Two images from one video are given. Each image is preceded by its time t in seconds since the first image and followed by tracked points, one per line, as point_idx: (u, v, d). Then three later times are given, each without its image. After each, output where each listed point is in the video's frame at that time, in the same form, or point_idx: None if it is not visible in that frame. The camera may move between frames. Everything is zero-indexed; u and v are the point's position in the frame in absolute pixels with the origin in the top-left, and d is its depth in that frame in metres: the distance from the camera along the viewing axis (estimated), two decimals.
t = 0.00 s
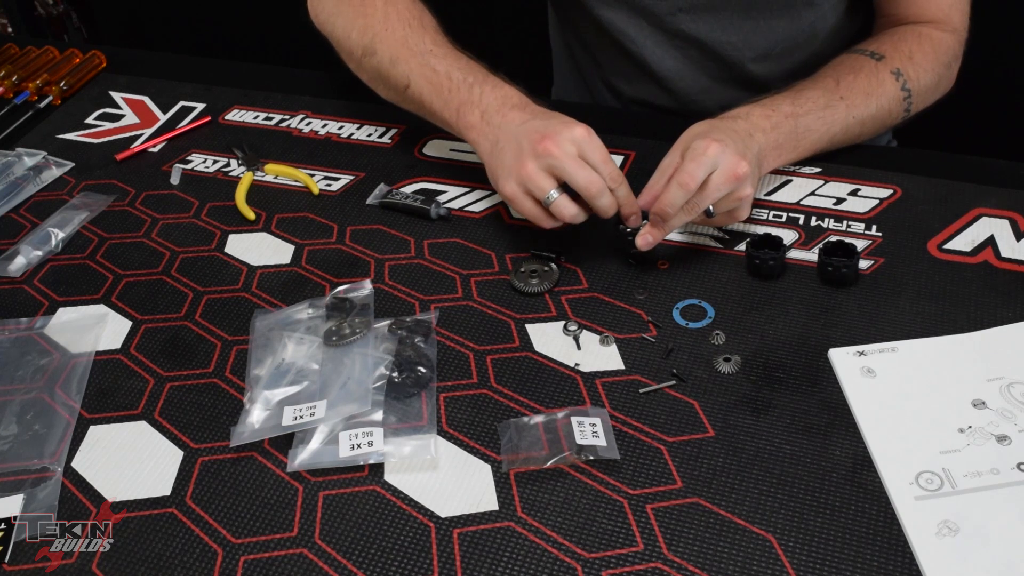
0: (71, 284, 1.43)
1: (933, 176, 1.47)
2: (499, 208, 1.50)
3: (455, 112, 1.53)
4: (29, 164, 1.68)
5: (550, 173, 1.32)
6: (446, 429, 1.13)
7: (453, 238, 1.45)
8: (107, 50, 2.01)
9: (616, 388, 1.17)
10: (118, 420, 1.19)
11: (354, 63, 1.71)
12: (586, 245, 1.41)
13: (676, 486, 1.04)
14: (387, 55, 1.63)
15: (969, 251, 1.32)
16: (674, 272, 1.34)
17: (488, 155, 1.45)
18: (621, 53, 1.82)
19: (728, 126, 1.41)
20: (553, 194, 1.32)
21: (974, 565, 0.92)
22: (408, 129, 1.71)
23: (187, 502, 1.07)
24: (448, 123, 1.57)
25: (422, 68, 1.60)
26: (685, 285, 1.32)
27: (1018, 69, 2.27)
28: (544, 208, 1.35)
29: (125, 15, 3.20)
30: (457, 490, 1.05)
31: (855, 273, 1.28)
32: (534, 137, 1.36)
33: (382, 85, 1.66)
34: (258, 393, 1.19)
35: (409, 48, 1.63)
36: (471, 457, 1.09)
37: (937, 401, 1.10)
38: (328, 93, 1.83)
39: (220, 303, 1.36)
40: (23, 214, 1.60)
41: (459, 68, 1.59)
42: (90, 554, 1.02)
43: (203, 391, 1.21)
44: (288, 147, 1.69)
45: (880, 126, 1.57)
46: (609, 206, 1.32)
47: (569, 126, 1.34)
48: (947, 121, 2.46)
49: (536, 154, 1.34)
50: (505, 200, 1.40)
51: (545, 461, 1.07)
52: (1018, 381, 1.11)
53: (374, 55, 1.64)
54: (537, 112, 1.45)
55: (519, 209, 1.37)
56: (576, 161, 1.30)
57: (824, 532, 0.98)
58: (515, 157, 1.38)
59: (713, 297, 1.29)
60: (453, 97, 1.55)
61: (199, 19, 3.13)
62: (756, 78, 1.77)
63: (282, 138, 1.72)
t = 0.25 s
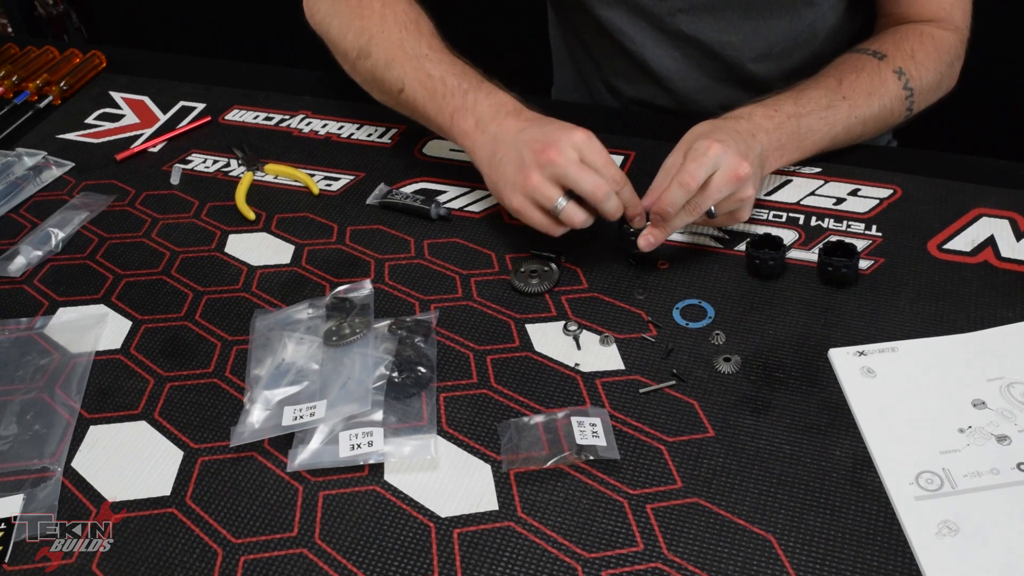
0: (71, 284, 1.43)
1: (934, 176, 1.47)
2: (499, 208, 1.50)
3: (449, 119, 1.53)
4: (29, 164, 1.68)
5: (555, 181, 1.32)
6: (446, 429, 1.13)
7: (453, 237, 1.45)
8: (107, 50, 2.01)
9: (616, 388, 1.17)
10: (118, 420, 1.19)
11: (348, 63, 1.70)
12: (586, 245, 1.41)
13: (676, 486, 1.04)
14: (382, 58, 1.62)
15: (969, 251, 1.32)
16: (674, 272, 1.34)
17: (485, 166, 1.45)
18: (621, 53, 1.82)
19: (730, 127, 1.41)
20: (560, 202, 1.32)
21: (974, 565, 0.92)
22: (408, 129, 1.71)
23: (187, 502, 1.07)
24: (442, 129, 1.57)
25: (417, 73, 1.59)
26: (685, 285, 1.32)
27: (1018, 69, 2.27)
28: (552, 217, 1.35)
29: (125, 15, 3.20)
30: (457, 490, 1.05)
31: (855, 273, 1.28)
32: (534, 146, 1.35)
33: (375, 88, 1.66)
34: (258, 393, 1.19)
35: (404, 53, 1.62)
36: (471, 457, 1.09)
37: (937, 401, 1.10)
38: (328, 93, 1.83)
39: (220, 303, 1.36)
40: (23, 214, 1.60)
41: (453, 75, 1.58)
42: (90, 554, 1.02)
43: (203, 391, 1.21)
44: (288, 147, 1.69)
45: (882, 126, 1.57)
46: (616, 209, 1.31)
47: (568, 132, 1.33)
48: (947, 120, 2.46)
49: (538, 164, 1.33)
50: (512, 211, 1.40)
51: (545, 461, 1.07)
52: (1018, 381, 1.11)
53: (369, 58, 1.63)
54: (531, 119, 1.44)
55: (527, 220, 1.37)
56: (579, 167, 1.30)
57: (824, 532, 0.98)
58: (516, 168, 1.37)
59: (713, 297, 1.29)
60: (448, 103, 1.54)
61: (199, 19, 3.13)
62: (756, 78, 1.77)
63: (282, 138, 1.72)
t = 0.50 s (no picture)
0: (71, 284, 1.43)
1: (933, 176, 1.47)
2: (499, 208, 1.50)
3: (412, 123, 1.50)
4: (29, 164, 1.68)
5: (527, 185, 1.29)
6: (446, 429, 1.13)
7: (453, 237, 1.45)
8: (107, 50, 2.01)
9: (616, 388, 1.17)
10: (118, 420, 1.19)
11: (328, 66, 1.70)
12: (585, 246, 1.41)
13: (676, 486, 1.04)
14: (353, 60, 1.62)
15: (969, 251, 1.32)
16: (674, 272, 1.34)
17: (452, 174, 1.42)
18: (620, 53, 1.82)
19: (734, 130, 1.40)
20: (537, 206, 1.29)
21: (974, 565, 0.92)
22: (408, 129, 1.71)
23: (187, 502, 1.07)
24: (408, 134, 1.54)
25: (384, 75, 1.57)
26: (684, 285, 1.32)
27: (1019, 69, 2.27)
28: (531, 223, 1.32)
29: (125, 16, 3.20)
30: (457, 490, 1.05)
31: (855, 273, 1.28)
32: (503, 151, 1.33)
33: (350, 91, 1.65)
34: (258, 393, 1.19)
35: (376, 54, 1.61)
36: (471, 457, 1.09)
37: (937, 401, 1.10)
38: (328, 93, 1.83)
39: (220, 303, 1.36)
40: (23, 214, 1.60)
41: (421, 79, 1.56)
42: (90, 554, 1.02)
43: (203, 391, 1.21)
44: (288, 147, 1.69)
45: (883, 126, 1.57)
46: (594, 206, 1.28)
47: (537, 134, 1.31)
48: (947, 120, 2.46)
49: (508, 169, 1.31)
50: (490, 219, 1.38)
51: (545, 461, 1.07)
52: (1018, 380, 1.11)
53: (342, 59, 1.64)
54: (496, 124, 1.42)
55: (509, 227, 1.35)
56: (550, 169, 1.27)
57: (825, 532, 0.98)
58: (486, 175, 1.35)
59: (713, 297, 1.29)
60: (412, 108, 1.52)
61: (199, 19, 3.13)
62: (756, 79, 1.77)
63: (283, 138, 1.72)
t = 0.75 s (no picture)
0: (71, 284, 1.43)
1: (933, 176, 1.47)
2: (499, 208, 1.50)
3: (424, 133, 1.48)
4: (29, 164, 1.68)
5: (561, 196, 1.29)
6: (446, 429, 1.13)
7: (453, 237, 1.45)
8: (107, 50, 2.01)
9: (616, 388, 1.17)
10: (118, 420, 1.19)
11: (324, 74, 1.65)
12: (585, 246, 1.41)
13: (676, 486, 1.04)
14: (358, 68, 1.58)
15: (969, 251, 1.32)
16: (674, 272, 1.34)
17: (470, 183, 1.40)
18: (620, 53, 1.82)
19: (733, 130, 1.41)
20: (570, 218, 1.29)
21: (973, 565, 0.92)
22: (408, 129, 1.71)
23: (187, 502, 1.07)
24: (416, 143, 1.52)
25: (393, 85, 1.55)
26: (684, 285, 1.32)
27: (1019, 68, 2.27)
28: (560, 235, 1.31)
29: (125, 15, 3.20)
30: (457, 490, 1.05)
31: (855, 273, 1.28)
32: (534, 160, 1.33)
33: (350, 99, 1.61)
34: (258, 393, 1.19)
35: (381, 63, 1.58)
36: (471, 457, 1.09)
37: (937, 401, 1.10)
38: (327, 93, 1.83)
39: (220, 302, 1.36)
40: (23, 214, 1.60)
41: (431, 89, 1.55)
42: (90, 554, 1.02)
43: (203, 391, 1.21)
44: (288, 147, 1.69)
45: (881, 126, 1.57)
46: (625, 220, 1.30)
47: (568, 146, 1.32)
48: (946, 120, 2.46)
49: (541, 178, 1.30)
50: (511, 229, 1.36)
51: (545, 461, 1.07)
52: (1018, 380, 1.11)
53: (346, 67, 1.59)
54: (514, 134, 1.42)
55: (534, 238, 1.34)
56: (586, 181, 1.28)
57: (825, 532, 0.98)
58: (513, 185, 1.34)
59: (713, 297, 1.29)
60: (423, 117, 1.50)
61: (198, 19, 3.13)
62: (755, 79, 1.77)
63: (282, 138, 1.72)
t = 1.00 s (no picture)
0: (71, 284, 1.43)
1: (933, 176, 1.47)
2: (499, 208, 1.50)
3: (425, 125, 1.48)
4: (29, 164, 1.68)
5: (567, 181, 1.30)
6: (446, 429, 1.13)
7: (453, 237, 1.45)
8: (107, 50, 2.01)
9: (616, 388, 1.17)
10: (118, 420, 1.19)
11: (321, 70, 1.64)
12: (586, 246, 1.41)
13: (676, 486, 1.04)
14: (358, 64, 1.57)
15: (969, 251, 1.32)
16: (674, 272, 1.34)
17: (473, 172, 1.40)
18: (620, 53, 1.82)
19: (728, 127, 1.41)
20: (574, 203, 1.30)
21: (973, 565, 0.92)
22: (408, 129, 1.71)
23: (187, 502, 1.07)
24: (415, 138, 1.52)
25: (394, 80, 1.54)
26: (684, 285, 1.32)
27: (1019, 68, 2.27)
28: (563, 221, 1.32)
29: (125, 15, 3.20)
30: (457, 490, 1.05)
31: (855, 273, 1.28)
32: (539, 149, 1.34)
33: (348, 96, 1.61)
34: (258, 393, 1.19)
35: (381, 59, 1.57)
36: (471, 457, 1.09)
37: (937, 401, 1.10)
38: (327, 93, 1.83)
39: (220, 302, 1.36)
40: (23, 214, 1.60)
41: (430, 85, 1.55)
42: (90, 554, 1.02)
43: (203, 391, 1.21)
44: (288, 147, 1.69)
45: (879, 125, 1.57)
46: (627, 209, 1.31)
47: (574, 136, 1.35)
48: (946, 120, 2.46)
49: (546, 165, 1.32)
50: (512, 217, 1.36)
51: (545, 461, 1.07)
52: (1018, 380, 1.11)
53: (345, 63, 1.58)
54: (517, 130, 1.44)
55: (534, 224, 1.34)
56: (592, 167, 1.30)
57: (824, 531, 0.98)
58: (517, 171, 1.35)
59: (713, 297, 1.29)
60: (422, 111, 1.50)
61: (198, 19, 3.13)
62: (755, 79, 1.77)
63: (282, 138, 1.72)
